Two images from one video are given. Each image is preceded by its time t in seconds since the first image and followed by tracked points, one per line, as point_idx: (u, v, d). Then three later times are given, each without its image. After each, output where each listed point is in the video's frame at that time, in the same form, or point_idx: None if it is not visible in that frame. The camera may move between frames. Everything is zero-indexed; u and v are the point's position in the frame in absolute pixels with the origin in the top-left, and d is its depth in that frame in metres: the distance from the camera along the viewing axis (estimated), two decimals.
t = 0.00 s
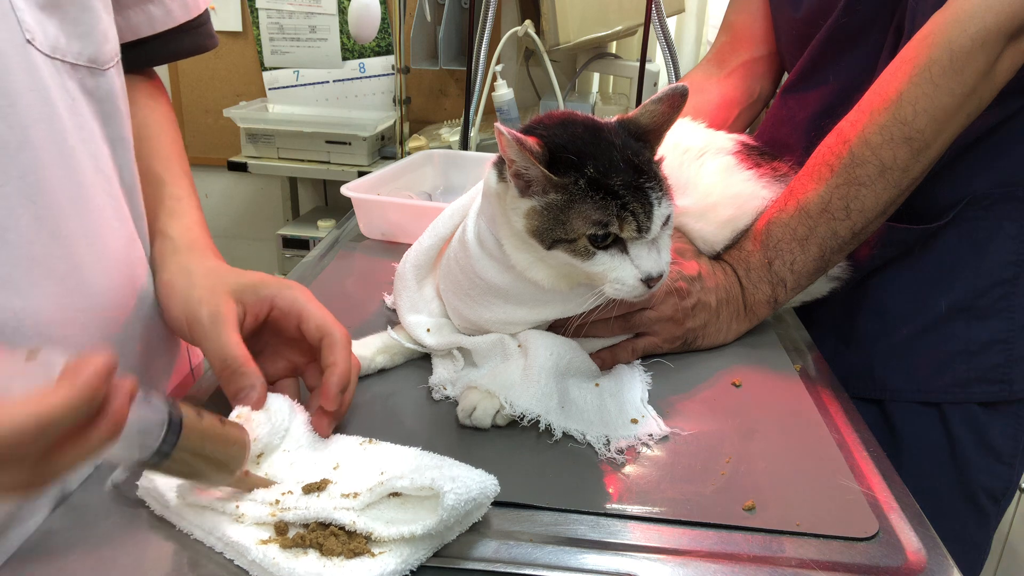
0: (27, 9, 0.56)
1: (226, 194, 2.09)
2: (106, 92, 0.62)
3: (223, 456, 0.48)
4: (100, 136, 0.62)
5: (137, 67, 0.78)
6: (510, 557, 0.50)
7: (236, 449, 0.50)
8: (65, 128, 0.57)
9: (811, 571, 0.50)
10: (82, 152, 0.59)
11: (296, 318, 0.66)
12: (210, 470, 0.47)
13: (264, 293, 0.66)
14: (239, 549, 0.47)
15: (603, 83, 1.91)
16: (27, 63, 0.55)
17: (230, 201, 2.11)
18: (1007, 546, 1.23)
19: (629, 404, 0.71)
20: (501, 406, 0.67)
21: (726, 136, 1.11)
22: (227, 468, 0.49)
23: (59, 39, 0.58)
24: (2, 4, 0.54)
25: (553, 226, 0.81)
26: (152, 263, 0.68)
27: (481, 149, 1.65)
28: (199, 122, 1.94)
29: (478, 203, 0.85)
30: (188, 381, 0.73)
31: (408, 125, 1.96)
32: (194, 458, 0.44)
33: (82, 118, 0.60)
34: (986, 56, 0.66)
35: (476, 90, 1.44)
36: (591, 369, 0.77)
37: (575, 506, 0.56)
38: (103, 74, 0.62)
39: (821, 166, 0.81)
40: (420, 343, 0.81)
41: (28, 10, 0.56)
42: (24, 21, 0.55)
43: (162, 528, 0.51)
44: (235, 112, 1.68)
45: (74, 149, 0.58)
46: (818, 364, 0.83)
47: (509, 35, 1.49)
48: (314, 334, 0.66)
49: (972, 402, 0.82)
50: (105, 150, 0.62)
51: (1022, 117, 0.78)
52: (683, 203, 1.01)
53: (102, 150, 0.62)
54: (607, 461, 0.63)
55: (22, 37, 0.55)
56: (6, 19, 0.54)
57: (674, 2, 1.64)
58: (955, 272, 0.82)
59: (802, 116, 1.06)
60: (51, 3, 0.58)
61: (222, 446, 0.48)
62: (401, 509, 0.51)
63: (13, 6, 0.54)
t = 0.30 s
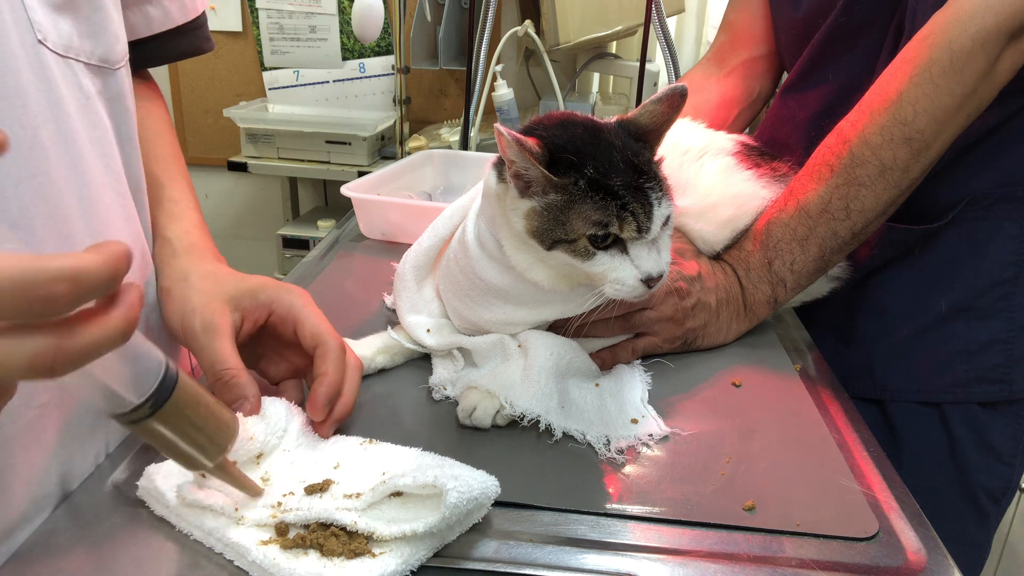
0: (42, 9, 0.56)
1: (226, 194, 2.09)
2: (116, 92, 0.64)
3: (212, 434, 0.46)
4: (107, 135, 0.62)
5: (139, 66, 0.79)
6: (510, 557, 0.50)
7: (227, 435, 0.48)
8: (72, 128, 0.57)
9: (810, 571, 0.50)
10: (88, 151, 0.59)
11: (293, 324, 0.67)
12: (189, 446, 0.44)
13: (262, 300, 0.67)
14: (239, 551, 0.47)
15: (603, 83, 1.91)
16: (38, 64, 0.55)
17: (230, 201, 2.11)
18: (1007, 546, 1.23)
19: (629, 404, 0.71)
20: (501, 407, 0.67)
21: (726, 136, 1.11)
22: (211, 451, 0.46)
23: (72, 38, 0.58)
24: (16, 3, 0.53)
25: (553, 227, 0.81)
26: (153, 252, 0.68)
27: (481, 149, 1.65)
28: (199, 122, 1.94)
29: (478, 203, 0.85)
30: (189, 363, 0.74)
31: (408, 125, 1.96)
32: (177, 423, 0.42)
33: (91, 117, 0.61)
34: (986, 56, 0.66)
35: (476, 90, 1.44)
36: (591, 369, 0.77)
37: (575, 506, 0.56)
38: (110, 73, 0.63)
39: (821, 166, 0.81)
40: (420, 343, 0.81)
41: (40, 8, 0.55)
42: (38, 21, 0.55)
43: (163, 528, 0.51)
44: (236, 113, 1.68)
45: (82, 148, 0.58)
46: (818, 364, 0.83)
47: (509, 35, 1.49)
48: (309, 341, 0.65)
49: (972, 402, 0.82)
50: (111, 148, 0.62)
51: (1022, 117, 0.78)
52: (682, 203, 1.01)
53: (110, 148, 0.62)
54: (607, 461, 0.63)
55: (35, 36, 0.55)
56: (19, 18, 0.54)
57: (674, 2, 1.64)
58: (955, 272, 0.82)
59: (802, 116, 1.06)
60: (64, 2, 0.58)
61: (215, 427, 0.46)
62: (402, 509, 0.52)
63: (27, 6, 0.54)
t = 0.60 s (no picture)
0: (31, 10, 0.56)
1: (226, 194, 2.09)
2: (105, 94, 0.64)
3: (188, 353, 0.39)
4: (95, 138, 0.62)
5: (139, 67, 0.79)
6: (510, 558, 0.50)
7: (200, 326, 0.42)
8: (65, 131, 0.57)
9: (810, 571, 0.50)
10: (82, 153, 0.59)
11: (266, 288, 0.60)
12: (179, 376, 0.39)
13: (231, 270, 0.60)
14: (239, 550, 0.47)
15: (603, 83, 1.91)
16: (32, 66, 0.55)
17: (230, 201, 2.11)
18: (1007, 547, 1.23)
19: (629, 404, 0.71)
20: (501, 406, 0.67)
21: (726, 136, 1.11)
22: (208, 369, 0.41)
23: (59, 40, 0.58)
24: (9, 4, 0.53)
25: (553, 227, 0.81)
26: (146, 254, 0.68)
27: (481, 149, 1.65)
28: (199, 122, 1.94)
29: (478, 203, 0.85)
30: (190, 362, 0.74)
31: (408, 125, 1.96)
32: (145, 389, 0.38)
33: (81, 119, 0.61)
34: (986, 55, 0.66)
35: (476, 90, 1.44)
36: (591, 369, 0.77)
37: (575, 506, 0.56)
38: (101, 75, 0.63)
39: (821, 166, 0.81)
40: (419, 343, 0.81)
41: (29, 9, 0.55)
42: (30, 22, 0.55)
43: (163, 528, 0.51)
44: (236, 112, 1.68)
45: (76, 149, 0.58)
46: (818, 364, 0.83)
47: (509, 35, 1.49)
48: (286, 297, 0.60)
49: (973, 402, 0.82)
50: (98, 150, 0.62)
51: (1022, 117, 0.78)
52: (682, 203, 1.01)
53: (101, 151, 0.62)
54: (607, 461, 0.63)
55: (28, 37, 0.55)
56: (15, 19, 0.54)
57: (675, 2, 1.64)
58: (955, 272, 0.82)
59: (802, 116, 1.06)
60: (51, 3, 0.58)
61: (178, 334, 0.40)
62: (402, 509, 0.52)
63: (18, 6, 0.54)
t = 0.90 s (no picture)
0: (31, 15, 0.57)
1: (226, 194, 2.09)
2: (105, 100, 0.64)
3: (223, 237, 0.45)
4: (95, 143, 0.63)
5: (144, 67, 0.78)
6: (510, 558, 0.50)
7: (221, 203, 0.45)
8: (59, 131, 0.59)
9: (810, 571, 0.50)
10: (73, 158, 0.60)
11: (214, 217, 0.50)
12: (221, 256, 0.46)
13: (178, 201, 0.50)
14: (239, 550, 0.47)
15: (603, 83, 1.91)
16: (26, 68, 0.57)
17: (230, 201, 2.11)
18: (1007, 546, 1.23)
19: (629, 404, 0.71)
20: (501, 406, 0.67)
21: (726, 136, 1.11)
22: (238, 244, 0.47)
23: (60, 47, 0.59)
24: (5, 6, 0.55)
25: (552, 227, 0.81)
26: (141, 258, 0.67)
27: (481, 149, 1.65)
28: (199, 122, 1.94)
29: (478, 203, 0.86)
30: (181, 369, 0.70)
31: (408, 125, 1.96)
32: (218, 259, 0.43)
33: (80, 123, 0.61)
34: (984, 53, 0.65)
35: (476, 90, 1.44)
36: (591, 369, 0.77)
37: (575, 506, 0.56)
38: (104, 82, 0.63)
39: (820, 165, 0.81)
40: (420, 344, 0.80)
41: (30, 14, 0.57)
42: (25, 25, 0.57)
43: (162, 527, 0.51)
44: (236, 112, 1.68)
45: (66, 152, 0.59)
46: (818, 364, 0.83)
47: (509, 35, 1.49)
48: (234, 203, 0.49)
49: (973, 402, 0.82)
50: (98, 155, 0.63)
51: (1021, 115, 0.77)
52: (682, 203, 1.01)
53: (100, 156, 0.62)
54: (607, 461, 0.63)
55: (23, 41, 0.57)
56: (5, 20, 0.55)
57: (674, 2, 1.63)
58: (955, 271, 0.82)
59: (802, 116, 1.05)
60: (57, 9, 0.59)
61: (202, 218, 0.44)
62: (402, 509, 0.52)
63: (16, 10, 0.56)
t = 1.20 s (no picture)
0: (75, 16, 0.58)
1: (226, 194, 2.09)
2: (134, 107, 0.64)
3: (267, 190, 0.45)
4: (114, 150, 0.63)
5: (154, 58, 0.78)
6: (510, 557, 0.50)
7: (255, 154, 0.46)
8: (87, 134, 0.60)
9: (810, 571, 0.50)
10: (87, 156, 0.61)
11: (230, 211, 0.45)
12: (264, 210, 0.46)
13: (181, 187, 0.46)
14: (239, 550, 0.47)
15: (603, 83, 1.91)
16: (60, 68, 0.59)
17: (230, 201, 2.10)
18: (1007, 546, 1.23)
19: (629, 404, 0.71)
20: (501, 406, 0.67)
21: (726, 137, 1.11)
22: (277, 198, 0.46)
23: (102, 48, 0.60)
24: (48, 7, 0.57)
25: (553, 228, 0.81)
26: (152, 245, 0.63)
27: (481, 149, 1.65)
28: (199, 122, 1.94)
29: (478, 204, 0.86)
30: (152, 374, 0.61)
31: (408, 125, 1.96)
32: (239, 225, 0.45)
33: (115, 125, 0.63)
34: (983, 52, 0.66)
35: (475, 90, 1.44)
36: (591, 369, 0.77)
37: (575, 505, 0.56)
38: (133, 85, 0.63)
39: (819, 164, 0.81)
40: (420, 344, 0.80)
41: (74, 16, 0.58)
42: (67, 26, 0.58)
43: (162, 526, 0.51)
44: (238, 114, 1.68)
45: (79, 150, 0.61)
46: (818, 364, 0.83)
47: (509, 35, 1.49)
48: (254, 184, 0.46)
49: (973, 401, 0.82)
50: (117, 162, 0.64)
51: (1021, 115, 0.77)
52: (683, 203, 1.01)
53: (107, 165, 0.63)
54: (607, 461, 0.63)
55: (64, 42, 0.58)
56: (45, 23, 0.57)
57: (674, 3, 1.64)
58: (955, 271, 0.82)
59: (802, 116, 1.06)
60: (100, 12, 0.59)
61: (247, 169, 0.45)
62: (402, 509, 0.52)
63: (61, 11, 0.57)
